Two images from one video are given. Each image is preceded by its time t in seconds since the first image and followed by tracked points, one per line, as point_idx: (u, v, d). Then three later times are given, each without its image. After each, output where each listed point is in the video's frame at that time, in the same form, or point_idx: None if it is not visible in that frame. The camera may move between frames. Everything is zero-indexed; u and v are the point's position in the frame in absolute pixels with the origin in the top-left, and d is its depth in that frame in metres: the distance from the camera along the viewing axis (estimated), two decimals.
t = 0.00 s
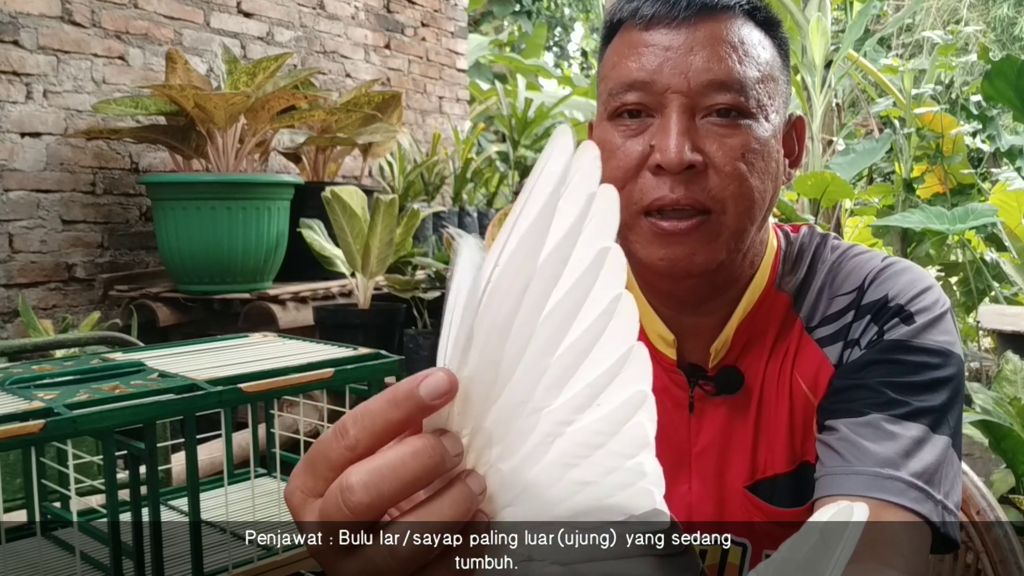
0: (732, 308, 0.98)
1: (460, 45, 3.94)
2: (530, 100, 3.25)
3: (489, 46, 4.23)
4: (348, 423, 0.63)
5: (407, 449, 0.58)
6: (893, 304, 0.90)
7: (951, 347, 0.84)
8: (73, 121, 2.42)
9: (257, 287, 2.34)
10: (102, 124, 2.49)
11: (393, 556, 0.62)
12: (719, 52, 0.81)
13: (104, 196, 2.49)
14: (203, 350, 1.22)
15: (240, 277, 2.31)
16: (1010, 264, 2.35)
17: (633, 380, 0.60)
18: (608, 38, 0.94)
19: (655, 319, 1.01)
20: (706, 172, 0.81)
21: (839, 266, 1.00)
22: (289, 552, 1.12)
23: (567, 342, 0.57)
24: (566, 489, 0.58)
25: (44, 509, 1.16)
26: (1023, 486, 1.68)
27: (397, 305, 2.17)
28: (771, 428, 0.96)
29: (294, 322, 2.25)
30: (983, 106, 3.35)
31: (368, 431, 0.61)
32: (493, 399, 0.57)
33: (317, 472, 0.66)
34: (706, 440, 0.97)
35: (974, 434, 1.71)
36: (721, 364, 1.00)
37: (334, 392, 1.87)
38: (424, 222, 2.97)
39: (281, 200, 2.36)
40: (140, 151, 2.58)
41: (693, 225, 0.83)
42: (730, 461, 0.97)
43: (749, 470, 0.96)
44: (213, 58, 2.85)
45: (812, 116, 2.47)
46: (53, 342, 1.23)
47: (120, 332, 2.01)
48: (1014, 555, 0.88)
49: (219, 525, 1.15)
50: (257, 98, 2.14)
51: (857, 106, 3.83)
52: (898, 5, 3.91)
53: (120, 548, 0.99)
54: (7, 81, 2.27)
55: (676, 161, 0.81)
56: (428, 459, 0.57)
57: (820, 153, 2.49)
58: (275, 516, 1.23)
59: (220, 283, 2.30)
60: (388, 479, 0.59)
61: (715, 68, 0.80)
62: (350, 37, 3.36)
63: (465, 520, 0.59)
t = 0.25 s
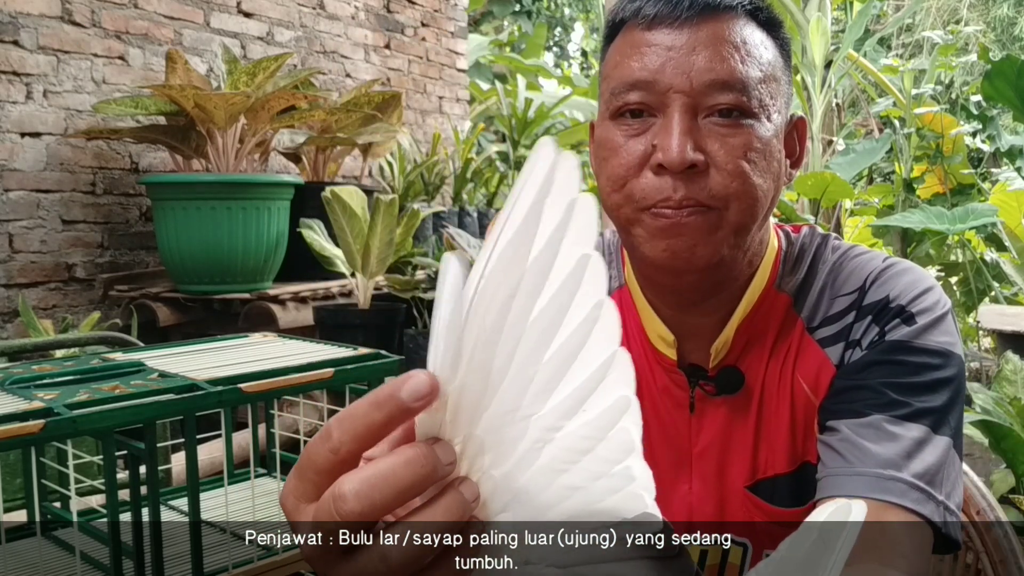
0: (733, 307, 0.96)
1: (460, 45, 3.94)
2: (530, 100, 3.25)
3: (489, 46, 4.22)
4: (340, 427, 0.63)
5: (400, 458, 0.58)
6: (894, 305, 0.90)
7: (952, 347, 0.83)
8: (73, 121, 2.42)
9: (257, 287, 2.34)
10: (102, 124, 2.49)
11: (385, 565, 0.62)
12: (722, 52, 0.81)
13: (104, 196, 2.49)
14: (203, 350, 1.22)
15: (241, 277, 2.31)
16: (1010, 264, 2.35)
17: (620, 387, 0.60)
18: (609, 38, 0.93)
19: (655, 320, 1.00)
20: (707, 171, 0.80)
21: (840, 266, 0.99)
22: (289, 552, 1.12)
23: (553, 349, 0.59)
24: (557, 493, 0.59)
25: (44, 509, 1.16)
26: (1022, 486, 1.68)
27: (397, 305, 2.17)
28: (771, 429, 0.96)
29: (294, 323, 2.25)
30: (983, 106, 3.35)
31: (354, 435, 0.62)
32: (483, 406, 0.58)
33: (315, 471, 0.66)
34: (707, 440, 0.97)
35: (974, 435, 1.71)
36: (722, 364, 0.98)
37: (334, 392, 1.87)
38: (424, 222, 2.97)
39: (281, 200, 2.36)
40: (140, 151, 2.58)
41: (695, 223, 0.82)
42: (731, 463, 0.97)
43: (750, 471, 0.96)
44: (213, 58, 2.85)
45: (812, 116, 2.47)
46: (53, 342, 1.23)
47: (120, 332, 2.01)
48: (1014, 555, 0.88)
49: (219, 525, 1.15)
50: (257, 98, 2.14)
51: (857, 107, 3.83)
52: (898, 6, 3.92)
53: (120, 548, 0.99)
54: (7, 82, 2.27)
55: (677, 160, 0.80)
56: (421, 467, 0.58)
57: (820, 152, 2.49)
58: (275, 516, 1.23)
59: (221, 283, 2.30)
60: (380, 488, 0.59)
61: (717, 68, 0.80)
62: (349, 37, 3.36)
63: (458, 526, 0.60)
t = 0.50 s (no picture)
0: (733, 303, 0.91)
1: (461, 45, 3.94)
2: (530, 100, 3.25)
3: (489, 46, 4.23)
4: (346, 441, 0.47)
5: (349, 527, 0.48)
6: (895, 303, 0.85)
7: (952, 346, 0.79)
8: (72, 121, 2.41)
9: (257, 287, 2.34)
10: (102, 124, 2.49)
11: None
12: (724, 50, 0.76)
13: (104, 196, 2.49)
14: (204, 350, 1.22)
15: (240, 277, 2.31)
16: (1010, 264, 2.35)
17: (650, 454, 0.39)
18: (608, 37, 0.90)
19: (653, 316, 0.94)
20: (709, 169, 0.76)
21: (840, 264, 0.93)
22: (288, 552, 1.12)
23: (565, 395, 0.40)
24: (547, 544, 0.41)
25: (44, 509, 1.16)
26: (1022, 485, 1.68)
27: (397, 305, 2.16)
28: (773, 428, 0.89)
29: (293, 322, 2.25)
30: (982, 106, 3.35)
31: (358, 465, 0.45)
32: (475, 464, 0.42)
33: (308, 483, 0.50)
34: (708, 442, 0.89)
35: (974, 434, 1.71)
36: (722, 361, 0.93)
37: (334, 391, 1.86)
38: (424, 222, 2.97)
39: (281, 200, 2.36)
40: (140, 151, 2.58)
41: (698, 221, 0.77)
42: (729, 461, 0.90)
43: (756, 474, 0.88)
44: (213, 58, 2.85)
45: (812, 116, 2.47)
46: (53, 342, 1.23)
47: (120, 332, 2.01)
48: (1014, 555, 0.88)
49: (219, 525, 1.15)
50: (256, 98, 2.14)
51: (857, 106, 3.83)
52: (898, 6, 3.93)
53: (120, 548, 0.99)
54: (7, 82, 2.27)
55: (678, 158, 0.75)
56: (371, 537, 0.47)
57: (820, 153, 2.49)
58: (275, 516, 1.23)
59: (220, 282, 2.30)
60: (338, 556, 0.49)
61: (720, 66, 0.76)
62: (350, 37, 3.36)
63: None
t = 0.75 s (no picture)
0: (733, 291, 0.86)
1: (460, 45, 3.94)
2: (530, 100, 3.25)
3: (489, 46, 4.22)
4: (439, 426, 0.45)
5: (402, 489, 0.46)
6: (891, 294, 0.85)
7: (947, 335, 0.80)
8: (73, 121, 2.41)
9: (257, 287, 2.34)
10: (102, 124, 2.49)
11: None
12: (720, 46, 0.76)
13: (104, 196, 2.49)
14: (204, 350, 1.22)
15: (240, 277, 2.30)
16: (1010, 264, 2.35)
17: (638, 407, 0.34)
18: (606, 37, 0.89)
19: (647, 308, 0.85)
20: (706, 165, 0.76)
21: (837, 257, 0.92)
22: (288, 552, 1.13)
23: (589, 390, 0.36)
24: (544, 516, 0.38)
25: (44, 509, 1.16)
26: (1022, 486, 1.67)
27: (397, 305, 2.17)
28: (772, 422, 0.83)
29: (293, 322, 2.25)
30: (982, 106, 3.36)
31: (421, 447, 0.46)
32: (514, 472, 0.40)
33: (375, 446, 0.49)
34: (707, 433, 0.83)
35: (974, 435, 1.71)
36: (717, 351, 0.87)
37: (334, 391, 1.86)
38: (424, 222, 2.97)
39: (281, 200, 2.36)
40: (140, 151, 2.58)
41: (697, 216, 0.77)
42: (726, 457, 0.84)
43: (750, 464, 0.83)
44: (213, 58, 2.85)
45: (812, 116, 2.47)
46: (53, 342, 1.23)
47: (120, 332, 2.01)
48: (1015, 555, 0.89)
49: (219, 525, 1.15)
50: (257, 98, 2.14)
51: (858, 106, 3.83)
52: (898, 6, 3.93)
53: (120, 548, 0.99)
54: (7, 81, 2.27)
55: (676, 154, 0.75)
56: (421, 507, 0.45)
57: (819, 153, 2.49)
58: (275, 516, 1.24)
59: (220, 282, 2.29)
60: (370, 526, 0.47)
61: (716, 63, 0.75)
62: (350, 37, 3.36)
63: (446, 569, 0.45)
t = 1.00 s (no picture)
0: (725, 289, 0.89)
1: (460, 45, 3.94)
2: (530, 100, 3.25)
3: (489, 46, 4.23)
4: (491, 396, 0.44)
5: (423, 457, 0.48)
6: (882, 285, 0.85)
7: (940, 323, 0.81)
8: (73, 121, 2.41)
9: (257, 287, 2.34)
10: (102, 124, 2.49)
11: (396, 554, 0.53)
12: (708, 44, 0.78)
13: (104, 196, 2.49)
14: (204, 350, 1.22)
15: (240, 276, 2.30)
16: (1010, 264, 2.35)
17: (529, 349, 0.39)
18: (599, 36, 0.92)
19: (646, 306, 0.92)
20: (696, 160, 0.76)
21: (830, 251, 0.93)
22: (288, 552, 1.12)
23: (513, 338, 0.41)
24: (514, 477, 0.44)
25: (44, 509, 1.16)
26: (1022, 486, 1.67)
27: (397, 304, 2.17)
28: (769, 410, 0.88)
29: (293, 322, 2.24)
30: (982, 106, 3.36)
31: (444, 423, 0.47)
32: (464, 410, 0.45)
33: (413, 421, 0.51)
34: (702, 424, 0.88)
35: (974, 434, 1.71)
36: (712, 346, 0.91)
37: (334, 391, 1.86)
38: (424, 222, 2.97)
39: (281, 199, 2.36)
40: (140, 151, 2.58)
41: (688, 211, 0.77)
42: (723, 442, 0.88)
43: (744, 453, 0.87)
44: (213, 58, 2.84)
45: (812, 116, 2.47)
46: (53, 342, 1.23)
47: (120, 332, 2.01)
48: (1015, 555, 0.89)
49: (219, 525, 1.15)
50: (257, 98, 2.14)
51: (858, 106, 3.83)
52: (898, 6, 3.93)
53: (120, 548, 0.99)
54: (8, 81, 2.27)
55: (666, 148, 0.76)
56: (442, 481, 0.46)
57: (820, 152, 2.49)
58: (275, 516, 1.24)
59: (220, 282, 2.29)
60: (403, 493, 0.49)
61: (704, 60, 0.77)
62: (350, 37, 3.36)
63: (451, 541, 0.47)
